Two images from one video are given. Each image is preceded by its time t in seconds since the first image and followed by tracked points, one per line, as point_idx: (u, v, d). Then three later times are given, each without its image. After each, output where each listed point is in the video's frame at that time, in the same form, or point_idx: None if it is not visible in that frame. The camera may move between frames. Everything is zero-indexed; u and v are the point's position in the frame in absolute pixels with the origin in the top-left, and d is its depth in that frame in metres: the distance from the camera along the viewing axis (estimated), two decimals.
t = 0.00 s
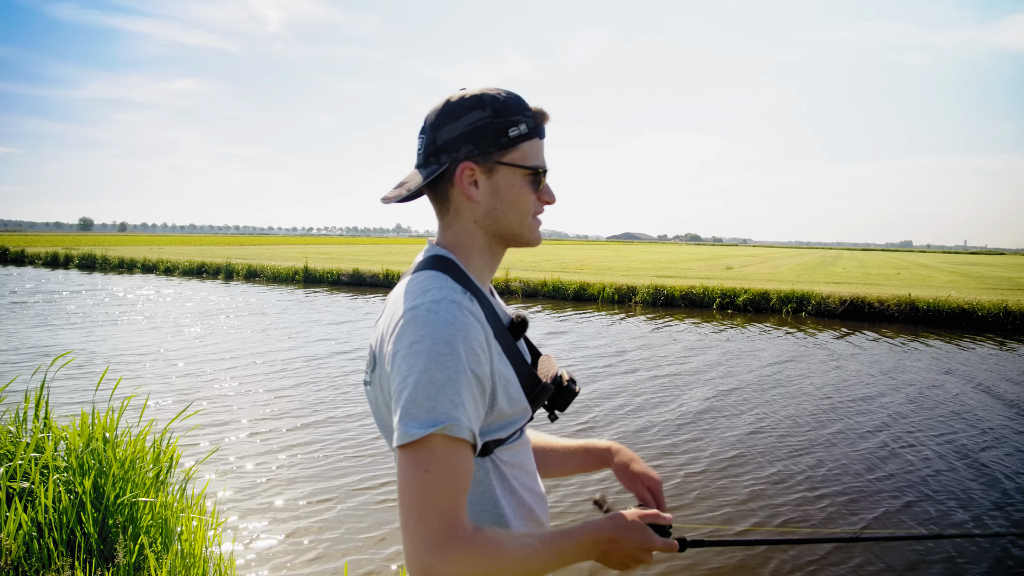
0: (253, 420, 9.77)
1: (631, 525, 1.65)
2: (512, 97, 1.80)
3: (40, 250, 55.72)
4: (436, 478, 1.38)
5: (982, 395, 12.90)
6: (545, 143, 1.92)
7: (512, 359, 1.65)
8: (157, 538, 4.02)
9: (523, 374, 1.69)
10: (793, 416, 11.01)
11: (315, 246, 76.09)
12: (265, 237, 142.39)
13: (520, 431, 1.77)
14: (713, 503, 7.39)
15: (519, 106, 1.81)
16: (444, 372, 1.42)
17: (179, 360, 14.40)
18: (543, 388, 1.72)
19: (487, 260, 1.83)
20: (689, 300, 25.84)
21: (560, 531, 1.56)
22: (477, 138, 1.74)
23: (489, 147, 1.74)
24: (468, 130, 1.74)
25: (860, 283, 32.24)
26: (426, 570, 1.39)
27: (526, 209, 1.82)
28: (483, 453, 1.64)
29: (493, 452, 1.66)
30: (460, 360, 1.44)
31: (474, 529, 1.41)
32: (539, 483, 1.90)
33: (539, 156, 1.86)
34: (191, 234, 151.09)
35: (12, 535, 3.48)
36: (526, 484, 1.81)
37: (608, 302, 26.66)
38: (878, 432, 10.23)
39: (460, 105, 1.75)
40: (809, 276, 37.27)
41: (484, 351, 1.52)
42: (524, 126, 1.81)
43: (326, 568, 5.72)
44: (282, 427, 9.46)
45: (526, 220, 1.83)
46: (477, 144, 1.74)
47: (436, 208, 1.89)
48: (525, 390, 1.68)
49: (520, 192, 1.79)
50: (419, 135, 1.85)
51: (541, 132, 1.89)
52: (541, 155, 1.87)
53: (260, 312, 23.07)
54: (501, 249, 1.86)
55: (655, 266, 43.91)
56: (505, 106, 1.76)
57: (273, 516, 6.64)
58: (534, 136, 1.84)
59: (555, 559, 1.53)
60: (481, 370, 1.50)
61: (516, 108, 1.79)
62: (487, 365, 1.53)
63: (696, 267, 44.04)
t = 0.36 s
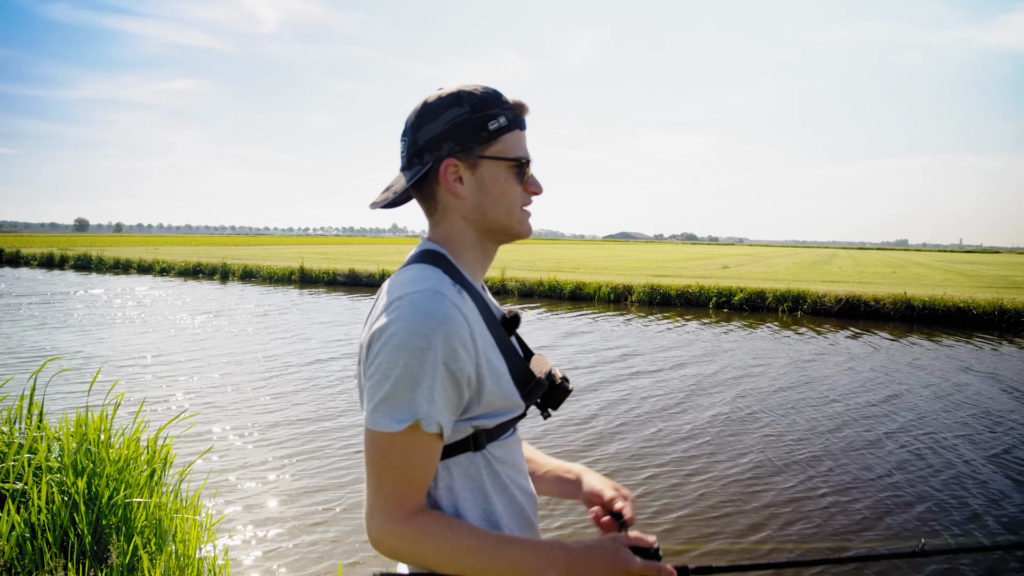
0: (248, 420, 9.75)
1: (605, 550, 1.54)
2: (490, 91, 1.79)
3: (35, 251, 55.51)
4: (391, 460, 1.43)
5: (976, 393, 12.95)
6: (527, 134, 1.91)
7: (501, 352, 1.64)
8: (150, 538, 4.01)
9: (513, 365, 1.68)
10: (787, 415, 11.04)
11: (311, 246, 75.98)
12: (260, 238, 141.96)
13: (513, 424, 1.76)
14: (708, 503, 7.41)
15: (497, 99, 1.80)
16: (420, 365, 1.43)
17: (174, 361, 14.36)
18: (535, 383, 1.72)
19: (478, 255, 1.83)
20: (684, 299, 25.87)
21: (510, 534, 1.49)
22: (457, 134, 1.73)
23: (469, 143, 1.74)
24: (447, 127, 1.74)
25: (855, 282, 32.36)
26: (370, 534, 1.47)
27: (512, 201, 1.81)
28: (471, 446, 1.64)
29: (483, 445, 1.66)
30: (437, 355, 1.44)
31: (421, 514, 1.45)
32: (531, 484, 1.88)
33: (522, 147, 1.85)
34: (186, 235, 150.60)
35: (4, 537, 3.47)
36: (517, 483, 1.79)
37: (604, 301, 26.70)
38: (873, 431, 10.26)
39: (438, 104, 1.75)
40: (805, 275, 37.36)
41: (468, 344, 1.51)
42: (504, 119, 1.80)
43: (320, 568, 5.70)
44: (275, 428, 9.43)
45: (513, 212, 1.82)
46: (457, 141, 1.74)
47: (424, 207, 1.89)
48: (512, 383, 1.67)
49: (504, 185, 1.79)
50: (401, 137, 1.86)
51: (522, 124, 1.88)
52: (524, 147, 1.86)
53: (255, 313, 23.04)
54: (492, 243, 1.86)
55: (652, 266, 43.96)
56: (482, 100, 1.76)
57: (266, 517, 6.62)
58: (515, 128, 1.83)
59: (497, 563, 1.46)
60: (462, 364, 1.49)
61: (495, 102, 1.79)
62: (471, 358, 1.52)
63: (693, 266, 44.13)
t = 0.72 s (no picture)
0: (243, 420, 9.73)
1: (617, 497, 1.55)
2: (479, 88, 1.79)
3: (31, 250, 55.29)
4: (384, 460, 1.44)
5: (971, 392, 12.99)
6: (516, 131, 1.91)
7: (479, 347, 1.65)
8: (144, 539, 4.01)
9: (493, 360, 1.68)
10: (783, 414, 11.06)
11: (308, 246, 75.84)
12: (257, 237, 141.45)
13: (497, 422, 1.76)
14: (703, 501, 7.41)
15: (486, 97, 1.80)
16: (393, 356, 1.44)
17: (169, 361, 14.33)
18: (517, 379, 1.71)
19: (464, 252, 1.84)
20: (681, 299, 25.89)
21: (521, 504, 1.52)
22: (446, 131, 1.73)
23: (456, 139, 1.74)
24: (435, 123, 1.73)
25: (851, 282, 32.45)
26: (381, 546, 1.46)
27: (498, 199, 1.81)
28: (453, 446, 1.64)
29: (465, 443, 1.65)
30: (410, 345, 1.45)
31: (426, 507, 1.45)
32: (520, 480, 1.88)
33: (510, 145, 1.85)
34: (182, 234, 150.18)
35: None
36: (505, 483, 1.78)
37: (600, 301, 26.71)
38: (869, 429, 10.26)
39: (426, 100, 1.74)
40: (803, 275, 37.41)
41: (440, 335, 1.52)
42: (492, 116, 1.80)
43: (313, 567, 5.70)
44: (271, 428, 9.42)
45: (500, 210, 1.82)
46: (444, 137, 1.74)
47: (413, 203, 1.90)
48: (493, 377, 1.67)
49: (491, 182, 1.79)
50: (390, 134, 1.86)
51: (511, 121, 1.88)
52: (512, 145, 1.86)
53: (251, 313, 22.99)
54: (479, 241, 1.87)
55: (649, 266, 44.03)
56: (470, 97, 1.76)
57: (262, 517, 6.62)
58: (503, 125, 1.83)
59: (517, 537, 1.49)
60: (436, 354, 1.50)
61: (483, 99, 1.79)
62: (444, 350, 1.54)
63: (690, 266, 44.17)
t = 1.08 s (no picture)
0: (241, 421, 9.72)
1: (607, 455, 1.58)
2: (473, 83, 1.79)
3: (27, 250, 55.10)
4: (391, 453, 1.43)
5: (967, 391, 13.02)
6: (513, 127, 1.88)
7: (477, 340, 1.66)
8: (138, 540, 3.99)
9: (491, 354, 1.69)
10: (779, 413, 11.08)
11: (305, 246, 75.77)
12: (254, 237, 141.26)
13: (497, 417, 1.75)
14: (701, 500, 7.42)
15: (480, 93, 1.80)
16: (394, 349, 1.45)
17: (166, 361, 14.31)
18: (515, 374, 1.71)
19: (460, 247, 1.83)
20: (678, 299, 25.90)
21: (517, 476, 1.53)
22: (436, 127, 1.76)
23: (445, 135, 1.75)
24: (426, 120, 1.76)
25: (848, 281, 32.50)
26: (391, 536, 1.45)
27: (491, 194, 1.79)
28: (452, 440, 1.65)
29: (464, 438, 1.65)
30: (411, 337, 1.46)
31: (435, 492, 1.45)
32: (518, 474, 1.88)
33: (505, 140, 1.83)
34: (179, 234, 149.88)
35: None
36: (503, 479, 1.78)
37: (597, 301, 26.74)
38: (867, 428, 10.28)
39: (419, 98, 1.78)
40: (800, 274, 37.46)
41: (439, 327, 1.53)
42: (484, 112, 1.79)
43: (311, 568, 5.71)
44: (268, 428, 9.41)
45: (494, 205, 1.80)
46: (434, 133, 1.76)
47: (414, 198, 1.94)
48: (491, 369, 1.68)
49: (482, 177, 1.78)
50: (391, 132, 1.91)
51: (508, 117, 1.86)
52: (508, 140, 1.84)
53: (248, 313, 22.97)
54: (475, 237, 1.86)
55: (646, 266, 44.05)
56: (463, 93, 1.77)
57: (261, 517, 6.64)
58: (497, 120, 1.81)
59: (516, 508, 1.49)
60: (435, 346, 1.50)
61: (476, 95, 1.79)
62: (443, 342, 1.54)
63: (687, 265, 44.17)
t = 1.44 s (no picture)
0: (239, 421, 9.72)
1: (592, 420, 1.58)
2: (471, 85, 1.79)
3: (24, 250, 54.95)
4: (386, 440, 1.44)
5: (965, 392, 13.05)
6: (512, 126, 1.86)
7: (470, 335, 1.66)
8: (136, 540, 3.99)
9: (484, 349, 1.69)
10: (778, 413, 11.10)
11: (303, 245, 75.63)
12: (252, 237, 141.08)
13: (490, 413, 1.75)
14: (698, 502, 7.44)
15: (478, 93, 1.79)
16: (384, 339, 1.45)
17: (163, 361, 14.29)
18: (509, 369, 1.71)
19: (456, 245, 1.83)
20: (677, 299, 25.92)
21: (508, 451, 1.52)
22: (431, 126, 1.76)
23: (440, 134, 1.76)
24: (423, 121, 1.78)
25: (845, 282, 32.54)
26: (397, 526, 1.45)
27: (485, 193, 1.78)
28: (446, 433, 1.64)
29: (457, 431, 1.65)
30: (400, 327, 1.46)
31: (433, 477, 1.45)
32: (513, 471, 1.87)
33: (502, 140, 1.81)
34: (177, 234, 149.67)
35: None
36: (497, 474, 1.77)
37: (596, 301, 26.76)
38: (864, 428, 10.30)
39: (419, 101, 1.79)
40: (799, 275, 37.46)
41: (430, 320, 1.53)
42: (479, 112, 1.78)
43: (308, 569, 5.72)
44: (266, 428, 9.41)
45: (488, 204, 1.80)
46: (430, 132, 1.77)
47: (416, 198, 1.95)
48: (483, 364, 1.68)
49: (476, 176, 1.77)
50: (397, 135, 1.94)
51: (506, 117, 1.85)
52: (504, 140, 1.82)
53: (246, 313, 22.95)
54: (471, 235, 1.85)
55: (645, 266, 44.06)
56: (459, 94, 1.77)
57: (258, 517, 6.65)
58: (493, 120, 1.80)
59: (515, 482, 1.50)
60: (426, 337, 1.51)
61: (473, 95, 1.78)
62: (435, 333, 1.54)
63: (686, 265, 44.15)
